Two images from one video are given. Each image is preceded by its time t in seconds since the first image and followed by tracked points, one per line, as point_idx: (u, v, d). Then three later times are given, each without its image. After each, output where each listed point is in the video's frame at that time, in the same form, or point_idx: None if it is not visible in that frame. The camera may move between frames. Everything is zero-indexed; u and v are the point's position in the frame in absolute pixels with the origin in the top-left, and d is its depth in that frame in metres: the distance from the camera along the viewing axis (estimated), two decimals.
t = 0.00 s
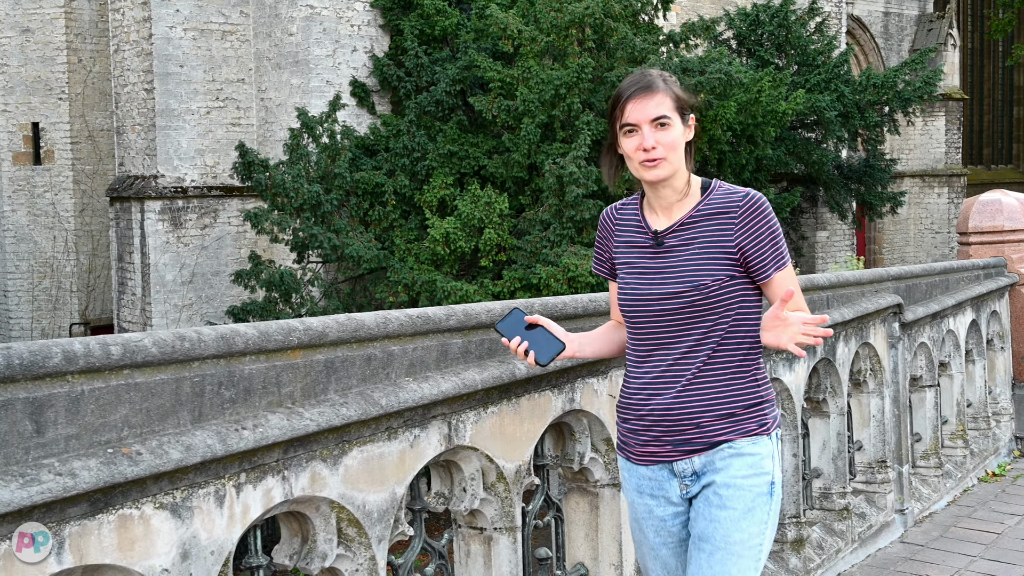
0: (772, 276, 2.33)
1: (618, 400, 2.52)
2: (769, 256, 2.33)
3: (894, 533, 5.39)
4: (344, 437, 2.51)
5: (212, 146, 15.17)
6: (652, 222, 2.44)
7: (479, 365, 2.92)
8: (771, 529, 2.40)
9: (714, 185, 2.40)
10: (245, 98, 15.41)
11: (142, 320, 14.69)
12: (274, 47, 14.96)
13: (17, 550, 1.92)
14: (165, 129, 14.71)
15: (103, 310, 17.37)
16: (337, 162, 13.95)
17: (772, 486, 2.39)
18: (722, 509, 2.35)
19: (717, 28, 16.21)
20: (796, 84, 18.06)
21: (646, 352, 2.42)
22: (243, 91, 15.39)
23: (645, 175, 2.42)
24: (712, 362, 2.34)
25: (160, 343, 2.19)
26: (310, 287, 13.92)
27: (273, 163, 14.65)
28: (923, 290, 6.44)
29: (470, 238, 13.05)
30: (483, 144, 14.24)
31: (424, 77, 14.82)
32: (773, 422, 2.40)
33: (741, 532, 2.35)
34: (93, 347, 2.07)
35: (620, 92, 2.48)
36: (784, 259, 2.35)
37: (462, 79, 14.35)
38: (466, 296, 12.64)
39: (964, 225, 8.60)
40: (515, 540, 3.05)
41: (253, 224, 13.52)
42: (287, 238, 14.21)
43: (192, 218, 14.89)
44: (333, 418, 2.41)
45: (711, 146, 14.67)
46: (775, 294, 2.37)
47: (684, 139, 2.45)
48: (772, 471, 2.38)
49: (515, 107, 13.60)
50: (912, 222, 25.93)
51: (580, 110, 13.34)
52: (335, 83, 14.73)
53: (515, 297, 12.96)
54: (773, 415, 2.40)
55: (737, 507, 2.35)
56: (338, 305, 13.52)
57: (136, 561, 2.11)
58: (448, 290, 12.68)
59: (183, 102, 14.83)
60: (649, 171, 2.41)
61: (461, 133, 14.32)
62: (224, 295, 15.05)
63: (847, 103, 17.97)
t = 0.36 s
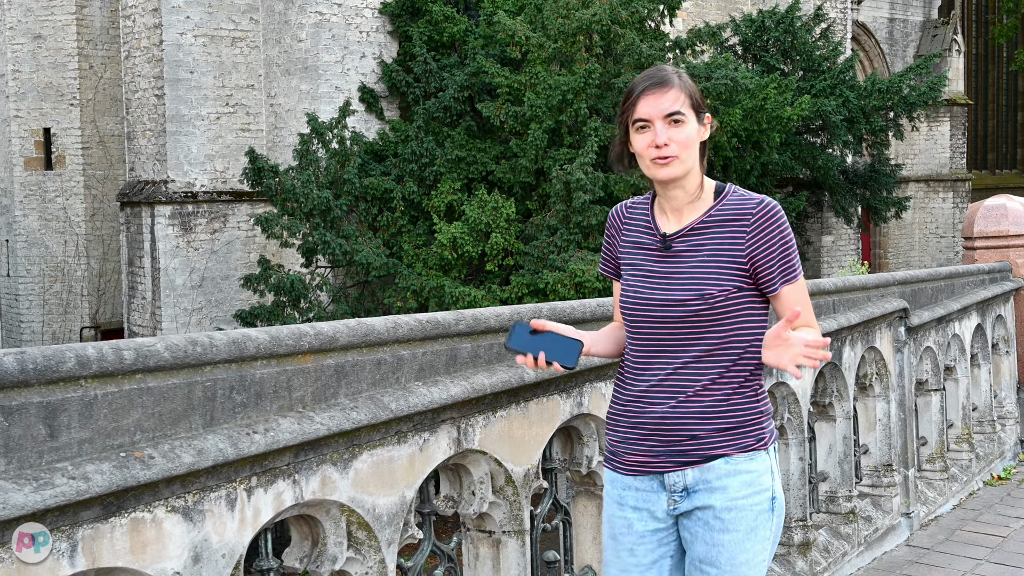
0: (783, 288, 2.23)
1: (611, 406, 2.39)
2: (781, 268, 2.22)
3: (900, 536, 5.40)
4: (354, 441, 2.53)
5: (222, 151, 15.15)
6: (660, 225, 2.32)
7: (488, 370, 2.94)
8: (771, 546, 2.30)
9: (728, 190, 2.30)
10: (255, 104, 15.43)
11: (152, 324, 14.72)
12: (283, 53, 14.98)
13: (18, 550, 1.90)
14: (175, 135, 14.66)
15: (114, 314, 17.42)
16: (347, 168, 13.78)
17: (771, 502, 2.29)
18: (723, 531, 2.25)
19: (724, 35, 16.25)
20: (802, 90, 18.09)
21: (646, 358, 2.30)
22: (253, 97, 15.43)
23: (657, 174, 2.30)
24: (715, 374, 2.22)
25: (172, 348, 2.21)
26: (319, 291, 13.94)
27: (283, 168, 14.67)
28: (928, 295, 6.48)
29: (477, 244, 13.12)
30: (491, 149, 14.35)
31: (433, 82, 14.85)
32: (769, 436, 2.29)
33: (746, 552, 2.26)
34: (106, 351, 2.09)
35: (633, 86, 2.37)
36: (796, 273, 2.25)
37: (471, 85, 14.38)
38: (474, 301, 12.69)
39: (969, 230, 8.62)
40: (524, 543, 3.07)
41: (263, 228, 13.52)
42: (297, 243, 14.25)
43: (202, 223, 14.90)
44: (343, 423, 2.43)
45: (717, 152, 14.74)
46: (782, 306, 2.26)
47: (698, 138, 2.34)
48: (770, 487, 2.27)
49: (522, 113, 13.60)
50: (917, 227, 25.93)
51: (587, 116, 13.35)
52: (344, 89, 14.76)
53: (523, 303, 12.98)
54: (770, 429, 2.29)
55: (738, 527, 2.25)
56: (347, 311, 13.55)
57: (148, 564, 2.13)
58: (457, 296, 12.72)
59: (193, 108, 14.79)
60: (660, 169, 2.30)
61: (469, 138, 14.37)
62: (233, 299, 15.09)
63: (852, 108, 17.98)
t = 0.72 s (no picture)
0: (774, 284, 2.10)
1: (609, 411, 2.31)
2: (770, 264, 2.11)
3: (902, 540, 5.41)
4: (360, 445, 2.55)
5: (229, 157, 15.17)
6: (658, 233, 2.24)
7: (494, 374, 2.97)
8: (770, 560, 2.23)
9: (719, 190, 2.21)
10: (261, 110, 15.44)
11: (159, 328, 14.75)
12: (289, 60, 15.03)
13: (17, 549, 1.89)
14: (182, 140, 14.74)
15: (121, 318, 17.44)
16: (353, 172, 13.97)
17: (771, 518, 2.21)
18: (722, 547, 2.18)
19: (726, 42, 16.29)
20: (803, 96, 18.13)
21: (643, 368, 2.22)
22: (259, 104, 15.42)
23: (657, 190, 2.21)
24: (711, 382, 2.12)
25: (181, 353, 2.23)
26: (324, 296, 13.95)
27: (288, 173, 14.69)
28: (930, 300, 6.50)
29: (482, 248, 13.07)
30: (495, 155, 14.28)
31: (437, 89, 14.89)
32: (771, 449, 2.19)
33: (745, 569, 2.19)
34: (116, 357, 2.11)
35: (632, 95, 2.26)
36: (792, 263, 2.11)
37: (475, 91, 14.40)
38: (476, 305, 12.72)
39: (970, 236, 8.61)
40: (528, 547, 3.08)
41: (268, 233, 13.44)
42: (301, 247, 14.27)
43: (208, 228, 14.92)
44: (351, 427, 2.45)
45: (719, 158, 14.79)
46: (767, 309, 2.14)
47: (697, 151, 2.24)
48: (769, 502, 2.19)
49: (526, 119, 13.69)
50: (918, 232, 25.94)
51: (591, 121, 13.37)
52: (349, 95, 14.77)
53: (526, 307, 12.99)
54: (771, 441, 2.19)
55: (736, 545, 2.18)
56: (352, 315, 13.57)
57: (157, 567, 2.15)
58: (459, 300, 12.74)
59: (199, 114, 14.88)
60: (660, 185, 2.21)
61: (473, 144, 14.42)
62: (239, 304, 15.10)
63: (854, 114, 18.01)
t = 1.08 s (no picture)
0: (736, 291, 1.99)
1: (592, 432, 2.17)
2: (742, 268, 2.00)
3: (903, 544, 5.42)
4: (366, 449, 2.57)
5: (234, 162, 15.20)
6: (639, 247, 2.12)
7: (498, 379, 2.99)
8: None
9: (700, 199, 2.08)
10: (266, 116, 15.49)
11: (164, 333, 14.76)
12: (294, 67, 15.08)
13: (18, 549, 1.87)
14: (187, 147, 14.74)
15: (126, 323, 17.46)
16: (355, 178, 13.82)
17: (763, 533, 2.11)
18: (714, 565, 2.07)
19: (727, 49, 16.38)
20: (804, 102, 18.20)
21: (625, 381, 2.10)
22: (263, 110, 15.46)
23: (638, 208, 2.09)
24: (698, 391, 2.02)
25: (188, 357, 2.25)
26: (328, 300, 13.97)
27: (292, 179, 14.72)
28: (931, 305, 6.53)
29: (485, 254, 13.18)
30: (497, 161, 14.36)
31: (440, 95, 14.94)
32: (761, 461, 2.10)
33: None
34: (124, 361, 2.13)
35: (610, 107, 2.11)
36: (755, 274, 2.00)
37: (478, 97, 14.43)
38: (478, 309, 12.76)
39: (970, 241, 8.70)
40: (533, 550, 3.10)
41: (271, 238, 13.57)
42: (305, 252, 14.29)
43: (213, 233, 14.94)
44: (357, 430, 2.47)
45: (721, 164, 14.88)
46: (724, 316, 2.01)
47: (678, 163, 2.08)
48: (760, 516, 2.09)
49: (529, 125, 13.76)
50: (918, 237, 26.00)
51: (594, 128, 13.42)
52: (353, 102, 14.81)
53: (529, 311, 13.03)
54: (760, 452, 2.08)
55: (729, 561, 2.07)
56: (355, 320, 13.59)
57: (165, 570, 2.17)
58: (461, 304, 12.75)
59: (205, 120, 14.88)
60: (641, 204, 2.08)
61: (476, 150, 14.45)
62: (244, 308, 15.12)
63: (853, 121, 18.09)
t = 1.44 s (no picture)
0: (700, 301, 1.93)
1: (573, 441, 2.15)
2: (707, 281, 1.94)
3: (903, 547, 5.44)
4: (371, 453, 2.59)
5: (238, 168, 15.24)
6: (606, 261, 2.07)
7: (502, 383, 3.02)
8: None
9: (665, 210, 2.03)
10: (270, 122, 15.52)
11: (169, 337, 14.77)
12: (298, 73, 15.12)
13: (18, 549, 1.86)
14: (192, 153, 14.79)
15: (132, 327, 17.46)
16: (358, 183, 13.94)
17: (748, 548, 2.10)
18: None
19: (729, 56, 16.42)
20: (805, 109, 18.21)
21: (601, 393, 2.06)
22: (268, 116, 15.49)
23: (603, 218, 2.02)
24: (679, 403, 1.98)
25: (196, 361, 2.27)
26: (331, 304, 13.93)
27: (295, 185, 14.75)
28: (930, 310, 6.56)
29: (487, 258, 13.17)
30: (500, 166, 14.29)
31: (443, 101, 14.95)
32: (747, 476, 2.07)
33: None
34: (131, 365, 2.15)
35: (576, 113, 2.06)
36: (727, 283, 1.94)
37: (481, 103, 14.44)
38: (481, 313, 12.75)
39: (970, 247, 8.69)
40: (536, 552, 3.12)
41: (274, 242, 13.58)
42: (308, 257, 14.30)
43: (218, 238, 14.97)
44: (362, 434, 2.49)
45: (722, 169, 14.93)
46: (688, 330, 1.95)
47: (646, 174, 2.04)
48: (744, 531, 2.07)
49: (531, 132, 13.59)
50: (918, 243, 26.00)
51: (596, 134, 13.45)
52: (356, 108, 14.85)
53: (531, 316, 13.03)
54: (746, 466, 2.06)
55: None
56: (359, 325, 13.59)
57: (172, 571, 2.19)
58: (464, 308, 12.76)
59: (210, 126, 14.93)
60: (606, 215, 2.02)
61: (478, 156, 14.42)
62: (249, 313, 15.14)
63: (854, 127, 18.09)
